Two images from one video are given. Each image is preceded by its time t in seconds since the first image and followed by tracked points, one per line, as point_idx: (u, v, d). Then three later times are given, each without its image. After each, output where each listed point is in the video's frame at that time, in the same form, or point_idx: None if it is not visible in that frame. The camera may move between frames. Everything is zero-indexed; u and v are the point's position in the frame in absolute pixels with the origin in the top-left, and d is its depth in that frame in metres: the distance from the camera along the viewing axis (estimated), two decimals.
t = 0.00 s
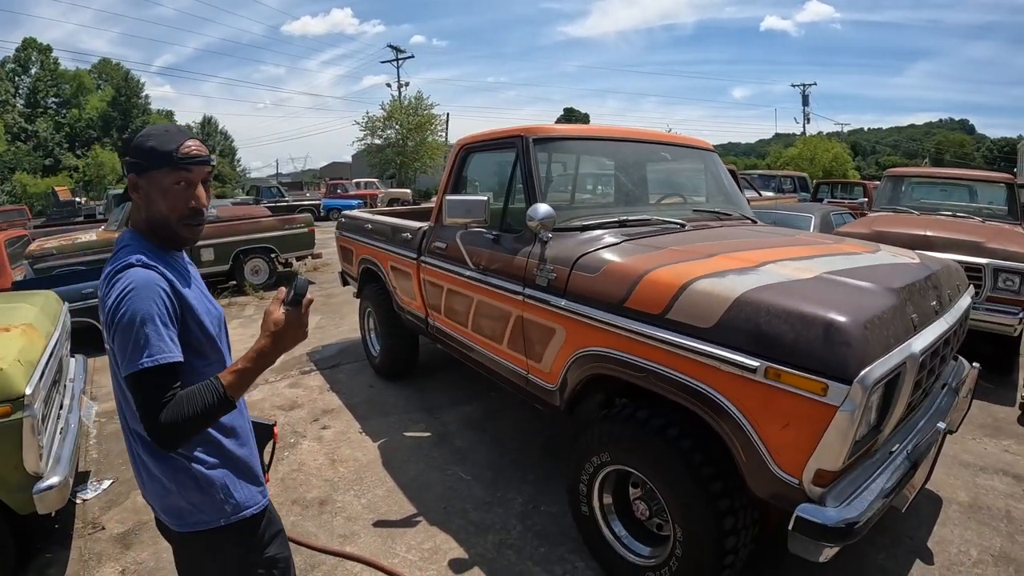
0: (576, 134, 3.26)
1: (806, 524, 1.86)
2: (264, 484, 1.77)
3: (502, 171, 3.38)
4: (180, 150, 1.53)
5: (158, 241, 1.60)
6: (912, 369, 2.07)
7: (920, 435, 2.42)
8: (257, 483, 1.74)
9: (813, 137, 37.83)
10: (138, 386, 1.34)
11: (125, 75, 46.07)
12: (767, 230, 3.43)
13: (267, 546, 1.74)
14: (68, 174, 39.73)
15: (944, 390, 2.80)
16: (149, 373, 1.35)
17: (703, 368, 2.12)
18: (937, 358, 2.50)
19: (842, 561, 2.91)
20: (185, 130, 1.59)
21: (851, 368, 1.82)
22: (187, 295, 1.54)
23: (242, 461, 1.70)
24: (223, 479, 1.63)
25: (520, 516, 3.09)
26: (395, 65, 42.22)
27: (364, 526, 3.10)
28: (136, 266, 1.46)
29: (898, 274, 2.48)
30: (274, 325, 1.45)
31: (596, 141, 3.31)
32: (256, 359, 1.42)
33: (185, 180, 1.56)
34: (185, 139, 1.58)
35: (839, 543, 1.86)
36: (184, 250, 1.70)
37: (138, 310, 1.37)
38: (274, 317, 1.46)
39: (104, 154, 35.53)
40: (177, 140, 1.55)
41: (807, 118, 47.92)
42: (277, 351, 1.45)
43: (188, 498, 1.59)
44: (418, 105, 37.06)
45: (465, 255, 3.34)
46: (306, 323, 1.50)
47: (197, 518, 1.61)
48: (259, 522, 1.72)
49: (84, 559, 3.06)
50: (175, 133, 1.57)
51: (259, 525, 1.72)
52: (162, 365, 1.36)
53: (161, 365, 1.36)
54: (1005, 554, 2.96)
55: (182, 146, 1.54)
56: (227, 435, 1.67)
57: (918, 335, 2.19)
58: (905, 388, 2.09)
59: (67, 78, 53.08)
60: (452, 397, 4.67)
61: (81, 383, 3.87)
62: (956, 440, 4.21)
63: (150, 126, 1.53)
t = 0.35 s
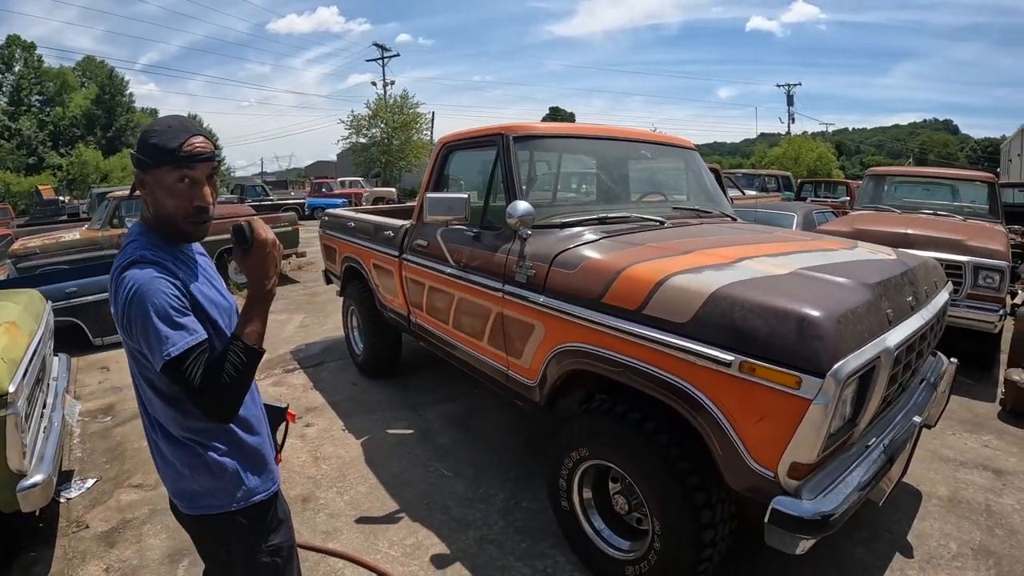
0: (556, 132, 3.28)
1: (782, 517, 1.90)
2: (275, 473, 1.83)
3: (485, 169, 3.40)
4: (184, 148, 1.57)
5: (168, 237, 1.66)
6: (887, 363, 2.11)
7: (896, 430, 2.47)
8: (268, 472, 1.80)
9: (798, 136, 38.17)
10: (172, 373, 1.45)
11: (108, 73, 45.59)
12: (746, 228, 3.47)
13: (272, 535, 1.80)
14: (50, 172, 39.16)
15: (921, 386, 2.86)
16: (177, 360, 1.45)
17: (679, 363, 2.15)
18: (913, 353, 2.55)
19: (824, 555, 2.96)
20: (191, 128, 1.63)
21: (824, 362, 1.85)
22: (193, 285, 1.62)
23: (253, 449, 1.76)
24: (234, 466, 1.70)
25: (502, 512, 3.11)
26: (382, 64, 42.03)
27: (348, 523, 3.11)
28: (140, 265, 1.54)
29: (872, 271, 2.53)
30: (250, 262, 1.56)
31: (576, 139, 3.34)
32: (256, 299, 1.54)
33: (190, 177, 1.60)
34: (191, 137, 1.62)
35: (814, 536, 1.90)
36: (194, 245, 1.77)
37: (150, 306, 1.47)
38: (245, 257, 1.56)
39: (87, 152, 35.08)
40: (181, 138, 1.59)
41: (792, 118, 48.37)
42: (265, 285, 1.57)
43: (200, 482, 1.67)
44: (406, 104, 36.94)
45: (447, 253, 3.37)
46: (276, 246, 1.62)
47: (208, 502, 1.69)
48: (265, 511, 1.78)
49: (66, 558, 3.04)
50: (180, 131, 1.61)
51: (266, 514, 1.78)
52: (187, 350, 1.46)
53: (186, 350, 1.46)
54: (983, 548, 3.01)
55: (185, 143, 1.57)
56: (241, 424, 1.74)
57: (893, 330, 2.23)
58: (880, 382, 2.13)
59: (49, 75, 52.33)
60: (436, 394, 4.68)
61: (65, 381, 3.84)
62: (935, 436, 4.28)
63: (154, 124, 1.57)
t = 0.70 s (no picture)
0: (546, 131, 3.28)
1: (772, 516, 1.91)
2: (275, 473, 1.82)
3: (476, 168, 3.40)
4: (182, 149, 1.55)
5: (166, 238, 1.66)
6: (877, 361, 2.12)
7: (887, 428, 2.48)
8: (267, 473, 1.80)
9: (792, 136, 38.31)
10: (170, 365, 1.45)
11: (101, 72, 45.36)
12: (737, 227, 3.48)
13: (268, 539, 1.80)
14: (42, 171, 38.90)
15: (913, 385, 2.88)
16: (173, 351, 1.45)
17: (667, 361, 2.16)
18: (904, 351, 2.56)
19: (817, 554, 2.97)
20: (190, 129, 1.60)
21: (813, 361, 1.86)
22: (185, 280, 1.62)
23: (252, 449, 1.76)
24: (230, 469, 1.70)
25: (494, 512, 3.11)
26: (376, 62, 41.93)
27: (339, 522, 3.10)
28: (127, 265, 1.53)
29: (862, 270, 2.54)
30: (227, 243, 1.59)
31: (567, 138, 3.34)
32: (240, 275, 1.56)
33: (187, 179, 1.58)
34: (191, 137, 1.60)
35: (804, 535, 1.91)
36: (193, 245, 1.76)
37: (140, 302, 1.47)
38: (220, 239, 1.59)
39: (79, 151, 34.86)
40: (179, 139, 1.56)
41: (785, 117, 48.55)
42: (247, 261, 1.58)
43: (197, 481, 1.69)
44: (400, 103, 36.88)
45: (438, 252, 3.37)
46: (250, 223, 1.64)
47: (206, 502, 1.71)
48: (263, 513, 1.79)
49: (57, 559, 3.03)
50: (178, 131, 1.59)
51: (261, 517, 1.78)
52: (182, 340, 1.46)
53: (181, 340, 1.46)
54: (975, 546, 3.03)
55: (183, 145, 1.55)
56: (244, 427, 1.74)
57: (882, 329, 2.25)
58: (870, 380, 2.14)
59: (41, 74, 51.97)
60: (428, 393, 4.67)
61: (57, 381, 3.82)
62: (927, 434, 4.30)
63: (153, 123, 1.56)
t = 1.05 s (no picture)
0: (542, 128, 3.27)
1: (768, 513, 1.91)
2: (268, 469, 1.80)
3: (472, 165, 3.40)
4: (179, 142, 1.56)
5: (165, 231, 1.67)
6: (873, 357, 2.12)
7: (882, 425, 2.48)
8: (260, 468, 1.78)
9: (788, 135, 38.36)
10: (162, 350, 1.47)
11: (97, 72, 45.24)
12: (732, 224, 3.48)
13: (262, 533, 1.83)
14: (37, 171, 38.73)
15: (909, 382, 2.88)
16: (165, 338, 1.46)
17: (663, 358, 2.15)
18: (900, 347, 2.55)
19: (814, 551, 2.97)
20: (188, 123, 1.61)
21: (809, 357, 1.86)
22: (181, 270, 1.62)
23: (244, 444, 1.74)
24: (220, 461, 1.69)
25: (490, 509, 3.11)
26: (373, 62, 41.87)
27: (335, 520, 3.10)
28: (123, 256, 1.55)
29: (858, 266, 2.54)
30: (220, 234, 1.56)
31: (563, 135, 3.33)
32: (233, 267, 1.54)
33: (184, 172, 1.59)
34: (189, 131, 1.60)
35: (801, 531, 1.91)
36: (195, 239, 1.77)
37: (132, 292, 1.48)
38: (214, 229, 1.57)
39: (75, 151, 34.69)
40: (177, 132, 1.57)
41: (781, 116, 48.64)
42: (240, 251, 1.56)
43: (189, 471, 1.70)
44: (397, 103, 36.84)
45: (433, 249, 3.36)
46: (244, 213, 1.62)
47: (198, 491, 1.71)
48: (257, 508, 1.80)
49: (53, 558, 3.01)
50: (177, 125, 1.60)
51: (256, 511, 1.79)
52: (174, 329, 1.46)
53: (172, 328, 1.46)
54: (972, 543, 3.03)
55: (180, 138, 1.56)
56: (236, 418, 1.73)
57: (879, 325, 2.24)
58: (868, 376, 2.14)
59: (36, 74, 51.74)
60: (425, 392, 4.66)
61: (52, 380, 3.81)
62: (924, 432, 4.31)
63: (153, 117, 1.57)
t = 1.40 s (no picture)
0: (538, 127, 3.28)
1: (762, 509, 1.92)
2: (264, 454, 1.84)
3: (468, 164, 3.41)
4: (183, 142, 1.61)
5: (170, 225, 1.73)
6: (867, 354, 2.14)
7: (876, 422, 2.50)
8: (255, 453, 1.82)
9: (784, 135, 38.44)
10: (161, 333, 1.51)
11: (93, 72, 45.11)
12: (727, 223, 3.50)
13: (258, 518, 1.86)
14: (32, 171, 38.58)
15: (902, 378, 2.90)
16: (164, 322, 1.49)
17: (657, 355, 2.17)
18: (894, 344, 2.58)
19: (808, 548, 2.99)
20: (193, 122, 1.65)
21: (802, 354, 1.87)
22: (184, 261, 1.66)
23: (238, 429, 1.78)
24: (215, 444, 1.75)
25: (486, 507, 3.13)
26: (369, 62, 41.84)
27: (331, 518, 3.11)
28: (130, 244, 1.59)
29: (851, 264, 2.56)
30: (221, 228, 1.58)
31: (558, 135, 3.34)
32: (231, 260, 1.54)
33: (188, 170, 1.64)
34: (196, 131, 1.65)
35: (794, 527, 1.93)
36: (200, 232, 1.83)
37: (135, 278, 1.53)
38: (216, 223, 1.58)
39: (71, 151, 34.56)
40: (183, 132, 1.62)
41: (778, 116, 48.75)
42: (239, 242, 1.56)
43: (187, 453, 1.76)
44: (393, 103, 36.80)
45: (429, 248, 3.37)
46: (245, 209, 1.63)
47: (195, 473, 1.78)
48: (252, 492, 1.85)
49: (50, 557, 3.02)
50: (181, 123, 1.64)
51: (253, 494, 1.84)
52: (172, 314, 1.50)
53: (171, 313, 1.50)
54: (967, 540, 3.06)
55: (184, 138, 1.61)
56: (232, 402, 1.78)
57: (872, 323, 2.26)
58: (861, 373, 2.16)
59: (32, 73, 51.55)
60: (421, 391, 4.67)
61: (49, 380, 3.80)
62: (919, 430, 4.33)
63: (160, 117, 1.62)
